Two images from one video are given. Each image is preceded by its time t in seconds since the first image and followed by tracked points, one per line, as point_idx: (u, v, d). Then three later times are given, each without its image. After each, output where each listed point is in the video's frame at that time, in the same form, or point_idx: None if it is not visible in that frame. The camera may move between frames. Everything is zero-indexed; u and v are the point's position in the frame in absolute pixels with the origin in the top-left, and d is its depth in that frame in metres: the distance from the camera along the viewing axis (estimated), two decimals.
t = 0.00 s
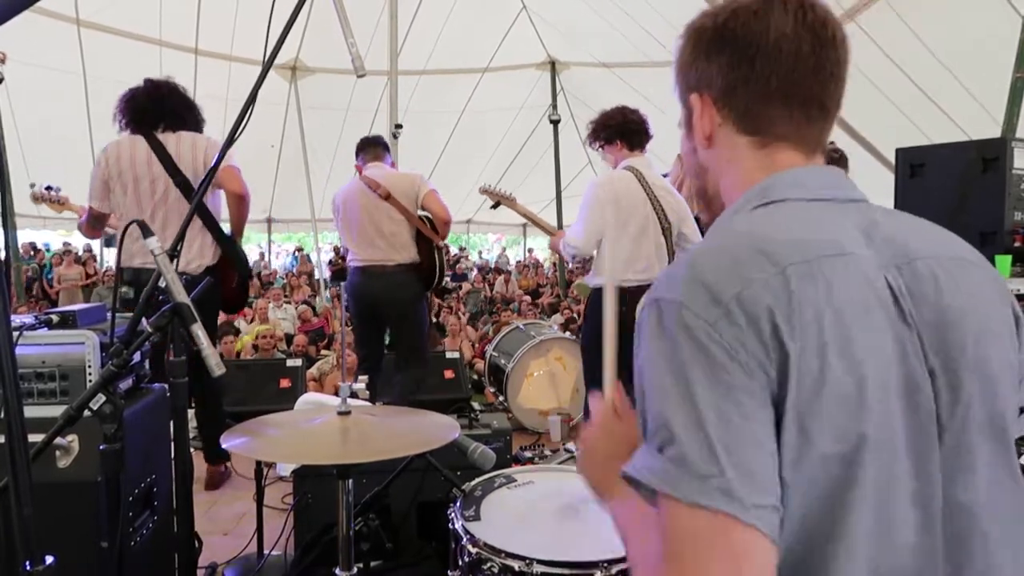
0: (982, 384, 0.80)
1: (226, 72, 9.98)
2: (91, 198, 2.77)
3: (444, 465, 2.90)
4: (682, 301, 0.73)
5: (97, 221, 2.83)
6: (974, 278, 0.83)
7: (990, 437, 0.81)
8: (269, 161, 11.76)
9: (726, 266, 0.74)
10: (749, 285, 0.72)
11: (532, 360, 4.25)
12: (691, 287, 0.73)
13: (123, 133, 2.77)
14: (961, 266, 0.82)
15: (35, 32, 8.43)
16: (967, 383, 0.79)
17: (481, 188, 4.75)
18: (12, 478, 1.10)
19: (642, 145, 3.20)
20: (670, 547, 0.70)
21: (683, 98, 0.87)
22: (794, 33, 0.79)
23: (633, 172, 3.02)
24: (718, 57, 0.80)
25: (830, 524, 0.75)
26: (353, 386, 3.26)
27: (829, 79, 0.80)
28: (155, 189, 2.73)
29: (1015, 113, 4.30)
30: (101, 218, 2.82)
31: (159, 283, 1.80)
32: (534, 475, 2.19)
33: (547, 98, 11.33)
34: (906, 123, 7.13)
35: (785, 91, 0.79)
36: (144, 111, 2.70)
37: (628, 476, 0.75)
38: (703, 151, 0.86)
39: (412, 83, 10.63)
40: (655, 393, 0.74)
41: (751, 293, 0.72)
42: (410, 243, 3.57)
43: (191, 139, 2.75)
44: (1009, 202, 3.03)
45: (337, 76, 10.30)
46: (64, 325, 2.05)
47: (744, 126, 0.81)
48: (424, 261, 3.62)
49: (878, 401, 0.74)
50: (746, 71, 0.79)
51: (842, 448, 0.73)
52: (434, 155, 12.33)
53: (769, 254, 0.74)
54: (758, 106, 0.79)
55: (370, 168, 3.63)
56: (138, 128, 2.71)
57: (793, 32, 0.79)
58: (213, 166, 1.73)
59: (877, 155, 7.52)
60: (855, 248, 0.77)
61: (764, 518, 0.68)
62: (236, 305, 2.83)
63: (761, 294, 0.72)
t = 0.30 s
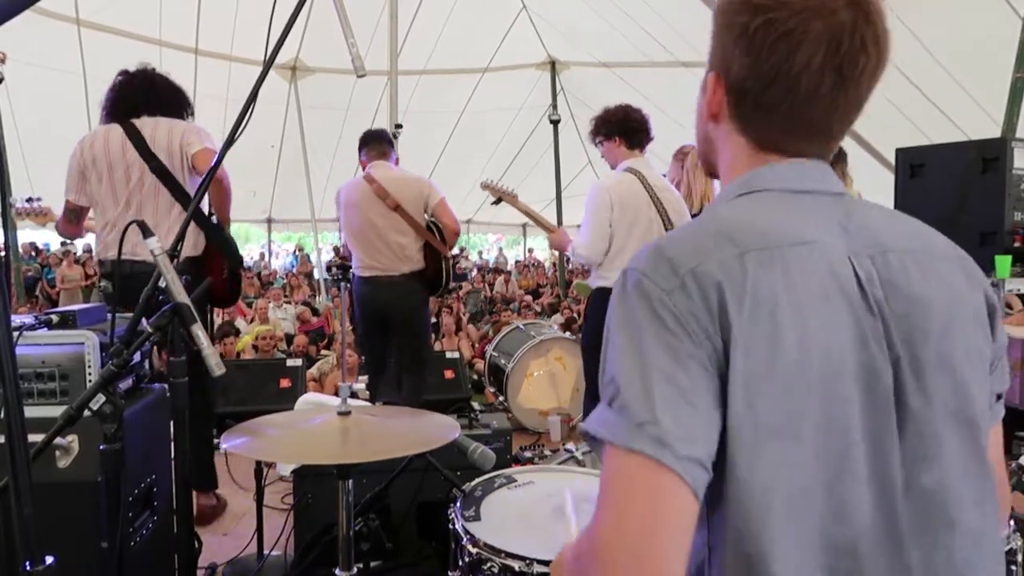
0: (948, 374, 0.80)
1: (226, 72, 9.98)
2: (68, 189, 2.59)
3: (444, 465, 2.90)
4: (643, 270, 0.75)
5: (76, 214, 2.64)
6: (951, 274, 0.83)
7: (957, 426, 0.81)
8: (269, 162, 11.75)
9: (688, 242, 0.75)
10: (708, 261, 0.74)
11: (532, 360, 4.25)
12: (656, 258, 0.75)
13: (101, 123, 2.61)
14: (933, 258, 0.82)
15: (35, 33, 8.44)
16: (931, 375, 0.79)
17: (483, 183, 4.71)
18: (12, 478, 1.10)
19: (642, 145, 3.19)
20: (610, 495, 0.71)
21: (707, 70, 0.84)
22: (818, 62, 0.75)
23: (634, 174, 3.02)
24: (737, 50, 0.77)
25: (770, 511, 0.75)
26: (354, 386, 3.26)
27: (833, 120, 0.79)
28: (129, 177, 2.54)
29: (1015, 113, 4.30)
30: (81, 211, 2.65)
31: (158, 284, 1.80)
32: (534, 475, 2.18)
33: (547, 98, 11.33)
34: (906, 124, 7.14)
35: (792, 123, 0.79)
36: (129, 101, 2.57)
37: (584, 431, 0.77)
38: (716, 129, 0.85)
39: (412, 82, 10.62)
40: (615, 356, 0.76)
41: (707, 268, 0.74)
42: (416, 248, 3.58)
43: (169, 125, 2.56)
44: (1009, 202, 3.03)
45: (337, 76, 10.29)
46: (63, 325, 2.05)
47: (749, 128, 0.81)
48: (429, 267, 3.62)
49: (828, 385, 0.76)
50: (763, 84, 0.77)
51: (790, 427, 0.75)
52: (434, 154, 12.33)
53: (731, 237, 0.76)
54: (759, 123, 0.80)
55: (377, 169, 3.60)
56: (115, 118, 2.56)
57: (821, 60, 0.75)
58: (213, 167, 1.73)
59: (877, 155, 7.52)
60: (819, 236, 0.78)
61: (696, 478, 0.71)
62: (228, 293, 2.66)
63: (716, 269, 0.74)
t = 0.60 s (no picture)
0: (964, 392, 0.80)
1: (226, 72, 9.98)
2: (64, 189, 2.60)
3: (443, 465, 2.91)
4: (652, 294, 0.76)
5: (71, 216, 2.64)
6: (972, 287, 0.82)
7: (972, 445, 0.81)
8: (268, 162, 11.76)
9: (698, 260, 0.75)
10: (717, 285, 0.74)
11: (532, 360, 4.25)
12: (665, 281, 0.76)
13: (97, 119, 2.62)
14: (954, 274, 0.81)
15: (35, 33, 8.45)
16: (948, 393, 0.79)
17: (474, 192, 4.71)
18: (11, 478, 1.10)
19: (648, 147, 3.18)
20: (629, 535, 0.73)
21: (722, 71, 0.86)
22: (807, 29, 0.73)
23: (636, 170, 3.02)
24: (739, 36, 0.78)
25: (801, 521, 0.75)
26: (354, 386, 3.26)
27: (843, 96, 0.76)
28: (124, 175, 2.53)
29: (1015, 113, 4.29)
30: (77, 211, 2.64)
31: (158, 283, 1.80)
32: (534, 475, 2.18)
33: (547, 98, 11.32)
34: (905, 125, 7.14)
35: (803, 101, 0.76)
36: (124, 92, 2.57)
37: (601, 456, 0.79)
38: (730, 128, 0.86)
39: (412, 82, 10.63)
40: (626, 381, 0.77)
41: (717, 292, 0.74)
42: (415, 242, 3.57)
43: (165, 119, 2.56)
44: (1009, 202, 3.03)
45: (338, 76, 10.30)
46: (64, 325, 2.05)
47: (753, 116, 0.80)
48: (428, 261, 3.61)
49: (842, 404, 0.76)
50: (764, 70, 0.76)
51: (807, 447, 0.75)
52: (434, 154, 12.33)
53: (742, 254, 0.75)
54: (767, 104, 0.78)
55: (374, 164, 3.60)
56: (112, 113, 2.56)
57: (807, 26, 0.73)
58: (213, 167, 1.73)
59: (877, 155, 7.52)
60: (832, 249, 0.77)
61: (704, 510, 0.71)
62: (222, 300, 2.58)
63: (725, 292, 0.74)
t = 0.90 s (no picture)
0: (950, 369, 0.79)
1: (226, 71, 9.97)
2: (70, 190, 2.59)
3: (444, 465, 2.91)
4: (646, 235, 0.77)
5: (78, 216, 2.65)
6: (957, 270, 0.83)
7: (958, 421, 0.80)
8: (268, 162, 11.76)
9: (691, 212, 0.78)
10: (711, 235, 0.77)
11: (532, 360, 4.24)
12: (661, 226, 0.78)
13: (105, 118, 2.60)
14: (943, 256, 0.82)
15: (35, 32, 8.45)
16: (933, 367, 0.78)
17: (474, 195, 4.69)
18: (12, 478, 1.10)
19: (650, 150, 3.21)
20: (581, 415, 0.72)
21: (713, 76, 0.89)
22: (767, 46, 0.77)
23: (636, 172, 3.01)
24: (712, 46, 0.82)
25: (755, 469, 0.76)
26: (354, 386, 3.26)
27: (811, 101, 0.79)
28: (133, 180, 2.54)
29: (1015, 113, 4.29)
30: (84, 212, 2.65)
31: (159, 284, 1.80)
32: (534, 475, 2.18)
33: (547, 98, 11.32)
34: (905, 125, 7.13)
35: (774, 104, 0.80)
36: (130, 94, 2.56)
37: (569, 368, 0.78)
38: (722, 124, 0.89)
39: (413, 83, 10.63)
40: (612, 292, 0.77)
41: (708, 238, 0.76)
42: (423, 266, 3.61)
43: (172, 120, 2.54)
44: (1009, 202, 3.03)
45: (337, 76, 10.29)
46: (63, 325, 2.05)
47: (736, 118, 0.84)
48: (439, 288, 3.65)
49: (820, 360, 0.76)
50: (736, 80, 0.80)
51: (783, 405, 0.75)
52: (434, 154, 12.33)
53: (730, 214, 0.78)
54: (741, 106, 0.82)
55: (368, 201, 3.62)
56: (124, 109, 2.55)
57: (770, 44, 0.77)
58: (212, 166, 1.72)
59: (876, 155, 7.52)
60: (823, 224, 0.79)
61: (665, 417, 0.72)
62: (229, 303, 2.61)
63: (715, 242, 0.76)
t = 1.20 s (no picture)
0: (971, 382, 0.80)
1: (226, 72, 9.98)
2: (78, 184, 2.61)
3: (443, 465, 2.91)
4: (665, 289, 0.74)
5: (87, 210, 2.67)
6: (968, 280, 0.82)
7: (981, 434, 0.82)
8: (268, 162, 11.77)
9: (708, 255, 0.75)
10: (730, 273, 0.73)
11: (532, 359, 4.24)
12: (674, 272, 0.75)
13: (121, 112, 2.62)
14: (953, 264, 0.82)
15: (35, 32, 8.47)
16: (956, 383, 0.80)
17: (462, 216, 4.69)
18: (11, 478, 1.10)
19: (634, 142, 3.19)
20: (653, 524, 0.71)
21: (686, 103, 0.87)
22: (768, 25, 0.78)
23: (625, 172, 3.01)
24: (699, 62, 0.82)
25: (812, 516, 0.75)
26: (354, 386, 3.26)
27: (816, 78, 0.79)
28: (136, 179, 2.54)
29: (1014, 114, 4.29)
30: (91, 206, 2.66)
31: (159, 283, 1.80)
32: (534, 475, 2.18)
33: (547, 98, 11.33)
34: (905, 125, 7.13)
35: (770, 89, 0.78)
36: (145, 90, 2.57)
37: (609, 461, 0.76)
38: (705, 154, 0.86)
39: (412, 83, 10.64)
40: (634, 380, 0.75)
41: (732, 280, 0.73)
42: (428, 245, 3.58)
43: (183, 121, 2.54)
44: (1009, 202, 3.03)
45: (337, 76, 10.30)
46: (63, 325, 2.05)
47: (729, 125, 0.81)
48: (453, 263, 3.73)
49: (858, 398, 0.75)
50: (721, 71, 0.79)
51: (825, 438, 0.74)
52: (434, 155, 12.33)
53: (749, 246, 0.75)
54: (741, 100, 0.79)
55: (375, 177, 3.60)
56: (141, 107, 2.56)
57: (766, 24, 0.78)
58: (213, 165, 1.72)
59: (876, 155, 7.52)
60: (840, 244, 0.78)
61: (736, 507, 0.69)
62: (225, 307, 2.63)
63: (742, 282, 0.73)
